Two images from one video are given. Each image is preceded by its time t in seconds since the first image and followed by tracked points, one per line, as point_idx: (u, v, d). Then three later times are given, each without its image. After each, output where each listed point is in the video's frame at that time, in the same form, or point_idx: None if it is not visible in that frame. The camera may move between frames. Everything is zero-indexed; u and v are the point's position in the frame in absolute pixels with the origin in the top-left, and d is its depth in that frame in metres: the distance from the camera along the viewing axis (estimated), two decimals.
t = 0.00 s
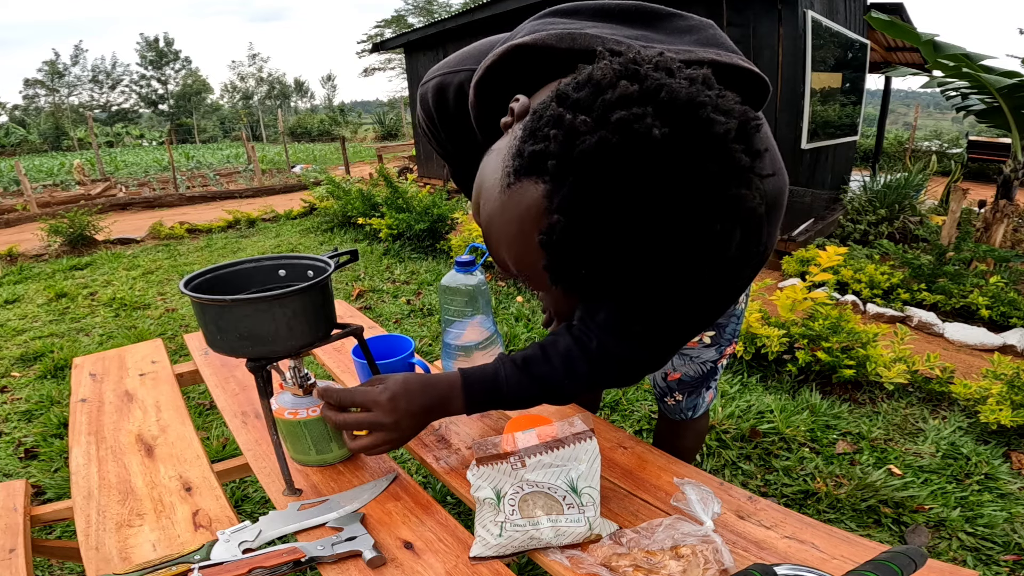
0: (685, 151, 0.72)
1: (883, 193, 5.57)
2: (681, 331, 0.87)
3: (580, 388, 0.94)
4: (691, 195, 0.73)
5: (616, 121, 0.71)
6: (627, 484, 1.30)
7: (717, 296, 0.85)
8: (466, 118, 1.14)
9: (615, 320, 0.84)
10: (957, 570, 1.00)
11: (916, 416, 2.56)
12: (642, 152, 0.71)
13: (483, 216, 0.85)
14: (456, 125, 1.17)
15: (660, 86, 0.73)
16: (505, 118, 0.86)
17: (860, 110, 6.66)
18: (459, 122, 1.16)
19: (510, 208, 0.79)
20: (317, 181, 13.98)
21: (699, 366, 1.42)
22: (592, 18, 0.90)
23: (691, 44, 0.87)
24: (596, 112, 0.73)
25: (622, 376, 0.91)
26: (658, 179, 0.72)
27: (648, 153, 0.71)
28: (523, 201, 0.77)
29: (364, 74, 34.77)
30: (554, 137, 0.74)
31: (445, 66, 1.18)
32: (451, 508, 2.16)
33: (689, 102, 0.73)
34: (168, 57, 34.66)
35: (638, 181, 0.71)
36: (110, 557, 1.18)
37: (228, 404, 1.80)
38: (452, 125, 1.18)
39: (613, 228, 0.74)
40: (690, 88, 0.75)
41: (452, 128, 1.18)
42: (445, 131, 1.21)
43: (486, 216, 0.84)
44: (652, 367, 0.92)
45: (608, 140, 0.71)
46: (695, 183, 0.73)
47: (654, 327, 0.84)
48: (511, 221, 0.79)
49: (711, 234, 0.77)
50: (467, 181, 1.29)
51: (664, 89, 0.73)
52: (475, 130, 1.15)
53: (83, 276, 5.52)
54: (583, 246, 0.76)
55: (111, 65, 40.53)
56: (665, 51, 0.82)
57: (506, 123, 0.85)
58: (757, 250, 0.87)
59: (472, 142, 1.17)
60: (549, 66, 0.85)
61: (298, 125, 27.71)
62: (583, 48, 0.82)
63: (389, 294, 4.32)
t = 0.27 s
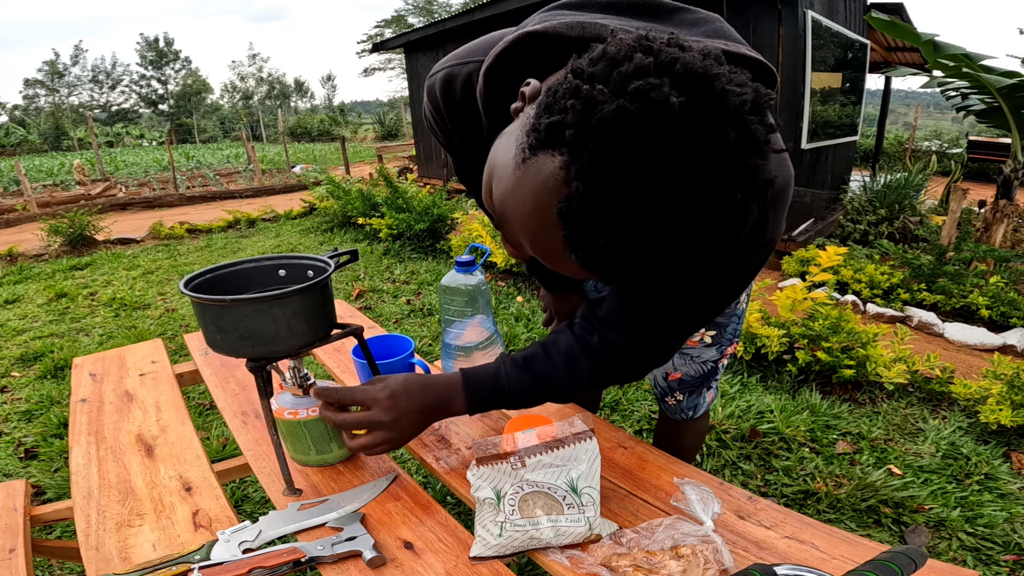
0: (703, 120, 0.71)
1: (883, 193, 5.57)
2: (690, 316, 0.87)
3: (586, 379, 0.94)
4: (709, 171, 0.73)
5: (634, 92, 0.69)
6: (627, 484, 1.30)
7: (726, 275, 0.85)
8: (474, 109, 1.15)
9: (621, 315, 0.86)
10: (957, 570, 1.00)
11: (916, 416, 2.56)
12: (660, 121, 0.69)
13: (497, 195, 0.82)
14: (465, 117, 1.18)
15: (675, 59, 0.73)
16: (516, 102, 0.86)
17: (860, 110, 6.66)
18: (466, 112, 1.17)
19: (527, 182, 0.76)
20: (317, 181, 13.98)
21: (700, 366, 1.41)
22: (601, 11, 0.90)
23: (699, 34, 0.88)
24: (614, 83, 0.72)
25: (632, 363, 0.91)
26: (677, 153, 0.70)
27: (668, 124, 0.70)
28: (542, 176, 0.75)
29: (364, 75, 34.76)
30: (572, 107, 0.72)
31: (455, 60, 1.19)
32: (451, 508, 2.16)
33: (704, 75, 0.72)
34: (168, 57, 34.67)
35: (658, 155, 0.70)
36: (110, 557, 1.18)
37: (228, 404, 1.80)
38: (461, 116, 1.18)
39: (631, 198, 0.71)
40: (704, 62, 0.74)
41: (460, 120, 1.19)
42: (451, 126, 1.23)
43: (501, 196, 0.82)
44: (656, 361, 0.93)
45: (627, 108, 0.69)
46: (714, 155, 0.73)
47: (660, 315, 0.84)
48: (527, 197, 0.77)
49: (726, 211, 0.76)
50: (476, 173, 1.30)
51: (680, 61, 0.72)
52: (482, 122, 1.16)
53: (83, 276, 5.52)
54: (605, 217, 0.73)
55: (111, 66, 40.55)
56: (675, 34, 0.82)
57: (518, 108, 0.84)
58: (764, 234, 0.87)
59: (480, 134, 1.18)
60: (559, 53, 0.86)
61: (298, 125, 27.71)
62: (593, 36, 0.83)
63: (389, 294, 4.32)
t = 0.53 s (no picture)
0: (701, 95, 0.70)
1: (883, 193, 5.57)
2: (690, 308, 0.85)
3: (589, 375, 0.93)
4: (707, 149, 0.71)
5: (631, 67, 0.69)
6: (627, 484, 1.30)
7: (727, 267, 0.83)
8: (476, 105, 1.16)
9: (624, 309, 0.86)
10: (958, 570, 1.00)
11: (916, 416, 2.56)
12: (656, 96, 0.69)
13: (497, 178, 0.82)
14: (468, 113, 1.19)
15: (670, 39, 0.73)
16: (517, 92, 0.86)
17: (860, 110, 6.66)
18: (469, 108, 1.18)
19: (526, 161, 0.76)
20: (317, 181, 13.97)
21: (702, 366, 1.42)
22: (602, 7, 0.92)
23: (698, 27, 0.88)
24: (610, 61, 0.72)
25: (633, 358, 0.89)
26: (673, 128, 0.69)
27: (665, 98, 0.69)
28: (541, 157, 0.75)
29: (364, 75, 34.76)
30: (569, 83, 0.72)
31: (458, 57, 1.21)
32: (451, 508, 2.16)
33: (700, 54, 0.72)
34: (168, 57, 34.68)
35: (656, 125, 0.69)
36: (110, 557, 1.18)
37: (228, 404, 1.80)
38: (464, 113, 1.19)
39: (628, 173, 0.70)
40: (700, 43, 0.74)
41: (463, 117, 1.20)
42: (455, 123, 1.24)
43: (500, 179, 0.82)
44: (656, 359, 0.92)
45: (623, 83, 0.69)
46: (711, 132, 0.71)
47: (658, 307, 0.84)
48: (526, 177, 0.77)
49: (724, 193, 0.74)
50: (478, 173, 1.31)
51: (674, 41, 0.72)
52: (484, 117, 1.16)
53: (83, 276, 5.52)
54: (602, 191, 0.72)
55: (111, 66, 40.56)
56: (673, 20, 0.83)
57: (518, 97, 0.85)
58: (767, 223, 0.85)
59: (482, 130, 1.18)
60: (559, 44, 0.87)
61: (298, 125, 27.72)
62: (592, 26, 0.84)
63: (389, 294, 4.32)
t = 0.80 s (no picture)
0: (689, 82, 0.70)
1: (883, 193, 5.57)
2: (678, 301, 0.84)
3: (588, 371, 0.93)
4: (696, 136, 0.71)
5: (619, 52, 0.70)
6: (627, 484, 1.30)
7: (723, 260, 0.82)
8: (476, 102, 1.16)
9: (624, 305, 0.86)
10: (957, 570, 1.00)
11: (916, 416, 2.56)
12: (645, 81, 0.69)
13: (490, 166, 0.83)
14: (468, 109, 1.19)
15: (658, 25, 0.73)
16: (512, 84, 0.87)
17: (860, 110, 6.66)
18: (470, 106, 1.18)
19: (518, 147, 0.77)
20: (317, 181, 13.98)
21: (702, 366, 1.41)
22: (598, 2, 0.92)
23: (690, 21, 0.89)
24: (599, 47, 0.72)
25: (628, 352, 0.89)
26: (659, 113, 0.69)
27: (652, 83, 0.69)
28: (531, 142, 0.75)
29: (364, 75, 34.78)
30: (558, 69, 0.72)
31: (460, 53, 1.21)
32: (451, 508, 2.16)
33: (689, 40, 0.72)
34: (167, 57, 34.70)
35: (645, 111, 0.69)
36: (110, 557, 1.18)
37: (228, 404, 1.80)
38: (464, 109, 1.19)
39: (618, 159, 0.70)
40: (689, 29, 0.74)
41: (463, 115, 1.20)
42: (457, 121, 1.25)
43: (493, 169, 0.82)
44: (656, 357, 0.93)
45: (612, 68, 0.69)
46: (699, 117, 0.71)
47: (657, 302, 0.84)
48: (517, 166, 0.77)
49: (714, 181, 0.74)
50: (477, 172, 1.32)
51: (663, 28, 0.72)
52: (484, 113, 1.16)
53: (83, 276, 5.52)
54: (590, 174, 0.71)
55: (111, 66, 40.57)
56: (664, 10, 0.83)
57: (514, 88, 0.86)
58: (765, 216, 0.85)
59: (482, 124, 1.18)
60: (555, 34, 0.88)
61: (298, 125, 27.72)
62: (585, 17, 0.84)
63: (389, 294, 4.32)
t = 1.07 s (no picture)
0: (675, 83, 0.71)
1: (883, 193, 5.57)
2: (677, 302, 0.84)
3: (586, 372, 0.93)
4: (683, 136, 0.72)
5: (605, 54, 0.70)
6: (627, 484, 1.30)
7: (718, 260, 0.82)
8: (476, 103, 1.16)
9: (624, 304, 0.86)
10: (957, 570, 1.00)
11: (916, 416, 2.56)
12: (632, 82, 0.69)
13: (484, 166, 0.84)
14: (467, 110, 1.19)
15: (646, 27, 0.73)
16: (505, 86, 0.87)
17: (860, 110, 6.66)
18: (469, 106, 1.18)
19: (510, 148, 0.77)
20: (317, 181, 13.97)
21: (702, 366, 1.41)
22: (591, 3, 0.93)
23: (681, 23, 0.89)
24: (587, 50, 0.73)
25: (626, 351, 0.89)
26: (646, 113, 0.70)
27: (639, 84, 0.69)
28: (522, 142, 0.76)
29: (364, 75, 34.78)
30: (547, 71, 0.73)
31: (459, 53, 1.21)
32: (451, 508, 2.16)
33: (675, 42, 0.72)
34: (167, 57, 34.72)
35: (632, 113, 0.69)
36: (110, 557, 1.18)
37: (228, 404, 1.80)
38: (463, 110, 1.19)
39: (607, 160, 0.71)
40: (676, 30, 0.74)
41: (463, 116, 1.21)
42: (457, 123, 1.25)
43: (488, 169, 0.83)
44: (655, 357, 0.93)
45: (600, 70, 0.69)
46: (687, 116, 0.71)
47: (657, 302, 0.84)
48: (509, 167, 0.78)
49: (703, 181, 0.74)
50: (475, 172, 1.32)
51: (650, 30, 0.72)
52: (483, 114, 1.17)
53: (83, 276, 5.52)
54: (578, 173, 0.72)
55: (111, 66, 40.58)
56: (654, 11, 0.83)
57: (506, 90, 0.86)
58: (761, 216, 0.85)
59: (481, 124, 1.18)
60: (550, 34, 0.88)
61: (298, 125, 27.72)
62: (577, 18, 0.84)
63: (389, 294, 4.32)
